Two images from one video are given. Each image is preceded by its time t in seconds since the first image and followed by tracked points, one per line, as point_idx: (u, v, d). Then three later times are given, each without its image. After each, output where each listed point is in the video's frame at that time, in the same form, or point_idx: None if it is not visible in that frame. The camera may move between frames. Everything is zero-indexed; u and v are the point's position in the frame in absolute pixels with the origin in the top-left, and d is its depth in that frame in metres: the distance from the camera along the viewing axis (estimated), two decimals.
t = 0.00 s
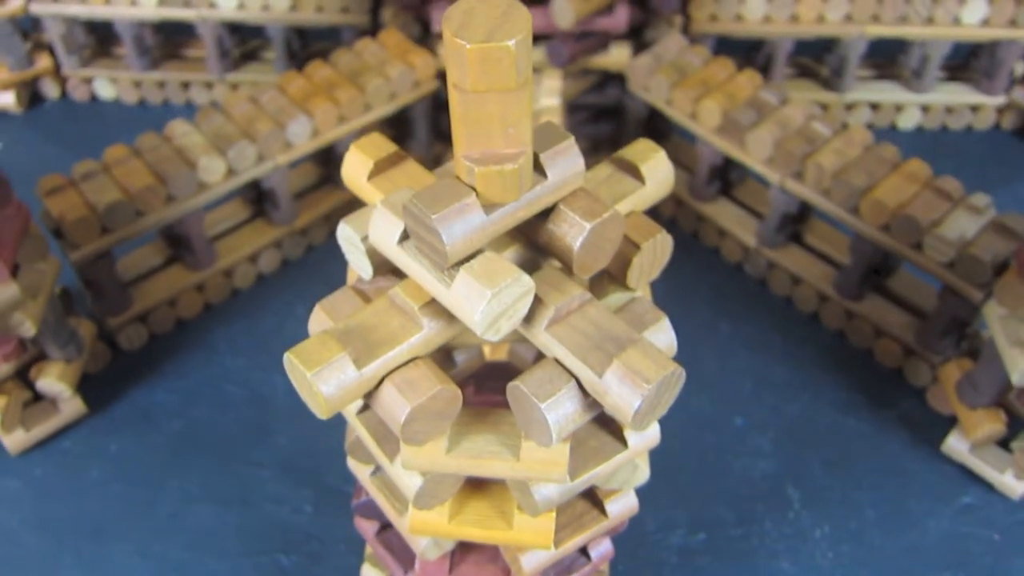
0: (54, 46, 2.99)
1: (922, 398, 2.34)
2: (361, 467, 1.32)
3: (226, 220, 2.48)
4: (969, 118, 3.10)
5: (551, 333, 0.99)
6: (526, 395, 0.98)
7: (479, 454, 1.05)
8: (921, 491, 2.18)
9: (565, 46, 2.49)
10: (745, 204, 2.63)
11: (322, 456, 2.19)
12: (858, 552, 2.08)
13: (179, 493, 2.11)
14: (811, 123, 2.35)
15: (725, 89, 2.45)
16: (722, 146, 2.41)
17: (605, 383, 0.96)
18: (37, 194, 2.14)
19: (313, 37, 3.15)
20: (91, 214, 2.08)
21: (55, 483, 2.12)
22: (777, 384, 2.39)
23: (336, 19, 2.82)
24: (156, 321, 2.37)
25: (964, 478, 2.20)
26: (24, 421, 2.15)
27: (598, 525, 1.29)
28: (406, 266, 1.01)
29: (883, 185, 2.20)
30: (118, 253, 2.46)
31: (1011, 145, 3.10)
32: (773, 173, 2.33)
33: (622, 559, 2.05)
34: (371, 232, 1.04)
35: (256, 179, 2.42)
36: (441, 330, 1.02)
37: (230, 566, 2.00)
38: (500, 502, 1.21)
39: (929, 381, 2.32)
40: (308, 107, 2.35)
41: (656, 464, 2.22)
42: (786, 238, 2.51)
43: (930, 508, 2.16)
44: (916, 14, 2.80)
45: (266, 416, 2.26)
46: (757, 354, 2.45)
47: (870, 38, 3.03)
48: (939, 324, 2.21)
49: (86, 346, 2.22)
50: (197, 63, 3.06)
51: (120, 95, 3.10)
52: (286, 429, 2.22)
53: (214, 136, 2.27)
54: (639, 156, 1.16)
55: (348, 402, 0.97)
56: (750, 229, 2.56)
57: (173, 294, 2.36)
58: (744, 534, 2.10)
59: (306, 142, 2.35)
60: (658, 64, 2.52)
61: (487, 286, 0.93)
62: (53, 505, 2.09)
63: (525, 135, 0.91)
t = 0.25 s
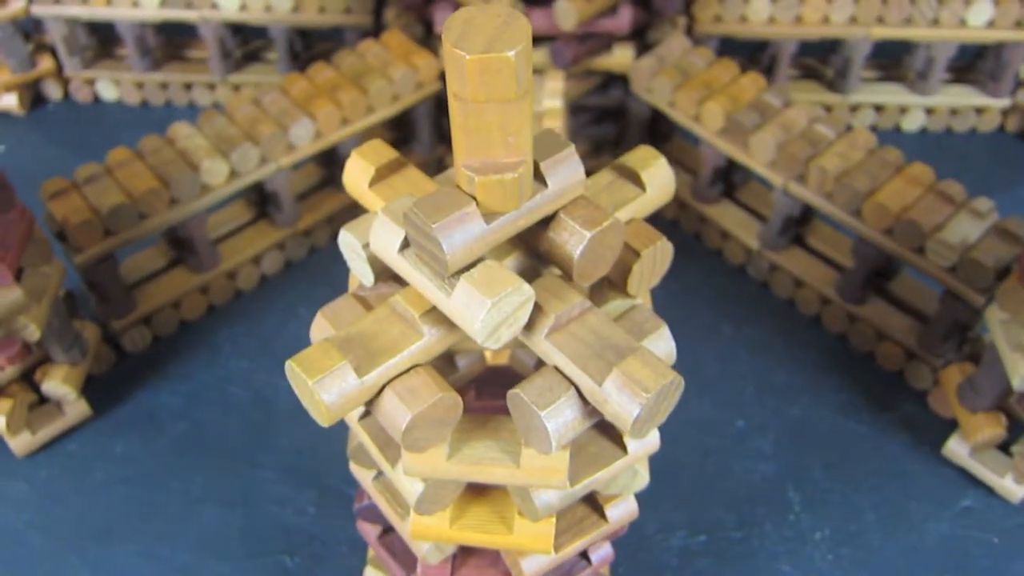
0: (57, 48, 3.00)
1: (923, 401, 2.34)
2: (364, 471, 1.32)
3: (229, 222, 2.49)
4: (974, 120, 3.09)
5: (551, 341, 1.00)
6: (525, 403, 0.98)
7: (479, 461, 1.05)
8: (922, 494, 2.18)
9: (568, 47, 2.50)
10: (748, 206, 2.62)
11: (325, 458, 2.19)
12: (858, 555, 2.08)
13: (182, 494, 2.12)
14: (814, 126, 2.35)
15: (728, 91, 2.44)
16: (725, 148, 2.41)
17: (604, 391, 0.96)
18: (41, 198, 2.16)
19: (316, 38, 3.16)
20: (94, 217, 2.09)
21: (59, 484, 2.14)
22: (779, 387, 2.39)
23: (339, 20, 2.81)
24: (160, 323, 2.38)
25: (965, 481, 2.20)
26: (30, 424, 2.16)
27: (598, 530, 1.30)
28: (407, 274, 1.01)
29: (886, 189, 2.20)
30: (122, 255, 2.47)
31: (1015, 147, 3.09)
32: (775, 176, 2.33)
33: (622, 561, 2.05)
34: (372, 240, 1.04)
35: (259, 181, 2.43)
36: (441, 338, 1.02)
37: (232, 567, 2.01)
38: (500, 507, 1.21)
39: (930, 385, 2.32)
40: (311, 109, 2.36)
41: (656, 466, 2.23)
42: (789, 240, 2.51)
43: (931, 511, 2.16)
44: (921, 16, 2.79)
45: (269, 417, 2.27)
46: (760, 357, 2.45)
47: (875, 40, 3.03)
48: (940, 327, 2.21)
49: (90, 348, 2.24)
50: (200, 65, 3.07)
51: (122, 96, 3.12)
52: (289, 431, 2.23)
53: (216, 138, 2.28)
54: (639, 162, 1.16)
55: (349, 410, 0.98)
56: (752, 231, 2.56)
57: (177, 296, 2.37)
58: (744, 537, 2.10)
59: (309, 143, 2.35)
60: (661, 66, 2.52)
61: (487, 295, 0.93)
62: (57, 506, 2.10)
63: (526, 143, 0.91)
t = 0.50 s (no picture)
0: (61, 49, 3.01)
1: (923, 404, 2.36)
2: (366, 479, 1.33)
3: (232, 224, 2.50)
4: (976, 121, 3.10)
5: (551, 355, 1.01)
6: (525, 417, 0.99)
7: (479, 473, 1.07)
8: (921, 496, 2.19)
9: (570, 50, 2.50)
10: (749, 208, 2.63)
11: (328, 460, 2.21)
12: (857, 557, 2.09)
13: (187, 495, 2.14)
14: (816, 129, 2.36)
15: (730, 94, 2.45)
16: (726, 151, 2.41)
17: (603, 406, 0.97)
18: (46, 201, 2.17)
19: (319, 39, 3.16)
20: (99, 221, 2.11)
21: (65, 486, 2.16)
22: (779, 389, 2.40)
23: (341, 22, 2.82)
24: (164, 325, 2.40)
25: (964, 483, 2.22)
26: (36, 426, 2.18)
27: (597, 537, 1.31)
28: (408, 288, 1.02)
29: (887, 193, 2.21)
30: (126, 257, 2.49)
31: (1017, 148, 3.10)
32: (777, 179, 2.33)
33: (622, 563, 2.07)
34: (374, 254, 1.05)
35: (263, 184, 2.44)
36: (442, 352, 1.03)
37: (237, 568, 2.02)
38: (501, 516, 1.23)
39: (930, 388, 2.34)
40: (314, 112, 2.37)
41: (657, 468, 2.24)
42: (790, 243, 2.52)
43: (929, 513, 2.17)
44: (923, 18, 2.80)
45: (273, 420, 2.29)
46: (761, 359, 2.46)
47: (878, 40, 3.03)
48: (940, 331, 2.22)
49: (95, 351, 2.26)
50: (203, 65, 3.08)
51: (126, 96, 3.13)
52: (293, 433, 2.24)
53: (220, 142, 2.29)
54: (639, 176, 1.17)
55: (351, 423, 0.99)
56: (754, 234, 2.56)
57: (181, 298, 2.39)
58: (744, 539, 2.12)
59: (312, 146, 2.36)
60: (663, 69, 2.52)
61: (487, 311, 0.94)
62: (63, 507, 2.12)
63: (525, 163, 0.92)
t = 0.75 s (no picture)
0: (66, 51, 3.04)
1: (921, 406, 2.38)
2: (369, 485, 1.36)
3: (237, 227, 2.53)
4: (976, 122, 3.11)
5: (550, 369, 1.03)
6: (524, 430, 1.02)
7: (480, 483, 1.10)
8: (918, 498, 2.22)
9: (572, 54, 2.52)
10: (750, 211, 2.64)
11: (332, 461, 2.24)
12: (854, 559, 2.12)
13: (193, 496, 2.17)
14: (816, 134, 2.37)
15: (731, 98, 2.46)
16: (727, 155, 2.43)
17: (600, 420, 0.99)
18: (52, 206, 2.20)
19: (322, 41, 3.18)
20: (105, 226, 2.13)
21: (73, 487, 2.19)
22: (779, 392, 2.42)
23: (345, 25, 2.83)
24: (170, 327, 2.43)
25: (961, 485, 2.24)
26: (43, 427, 2.21)
27: (596, 543, 1.33)
28: (410, 303, 1.04)
29: (887, 198, 2.23)
30: (132, 260, 2.51)
31: (1018, 150, 3.11)
32: (777, 183, 2.35)
33: (622, 564, 2.09)
34: (376, 270, 1.08)
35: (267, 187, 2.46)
36: (444, 366, 1.05)
37: (242, 569, 2.05)
38: (500, 523, 1.25)
39: (928, 390, 2.36)
40: (317, 116, 2.39)
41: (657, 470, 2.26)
42: (790, 246, 2.54)
43: (927, 515, 2.19)
44: (924, 21, 2.81)
45: (277, 421, 2.31)
46: (760, 361, 2.48)
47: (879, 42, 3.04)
48: (938, 334, 2.24)
49: (101, 353, 2.28)
50: (207, 67, 3.10)
51: (130, 98, 3.15)
52: (297, 434, 2.27)
53: (224, 146, 2.31)
54: (637, 191, 1.19)
55: (355, 436, 1.02)
56: (754, 237, 2.58)
57: (187, 301, 2.41)
58: (743, 540, 2.14)
59: (316, 150, 2.38)
60: (664, 73, 2.53)
61: (487, 328, 0.96)
62: (71, 508, 2.15)
63: (524, 183, 0.94)
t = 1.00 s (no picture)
0: (69, 53, 3.05)
1: (920, 409, 2.39)
2: (372, 492, 1.37)
3: (240, 230, 2.54)
4: (977, 124, 3.12)
5: (550, 382, 1.05)
6: (525, 443, 1.03)
7: (481, 493, 1.11)
8: (917, 501, 2.23)
9: (574, 58, 2.52)
10: (750, 214, 2.65)
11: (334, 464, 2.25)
12: (853, 561, 2.13)
13: (198, 499, 2.19)
14: (816, 138, 2.38)
15: (732, 102, 2.47)
16: (728, 159, 2.43)
17: (600, 433, 1.01)
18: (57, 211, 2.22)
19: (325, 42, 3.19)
20: (109, 231, 2.15)
21: (78, 489, 2.21)
22: (778, 394, 2.43)
23: (347, 28, 2.84)
24: (173, 330, 2.44)
25: (959, 488, 2.25)
26: (48, 431, 2.23)
27: (596, 550, 1.35)
28: (413, 317, 1.06)
29: (887, 202, 2.24)
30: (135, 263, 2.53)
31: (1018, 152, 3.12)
32: (778, 187, 2.35)
33: (622, 566, 2.11)
34: (379, 283, 1.09)
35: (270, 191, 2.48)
36: (446, 378, 1.07)
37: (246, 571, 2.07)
38: (502, 530, 1.27)
39: (928, 393, 2.37)
40: (320, 120, 2.40)
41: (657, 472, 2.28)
42: (790, 249, 2.55)
43: (925, 518, 2.20)
44: (925, 23, 2.82)
45: (280, 424, 2.33)
46: (760, 364, 2.50)
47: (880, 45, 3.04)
48: (937, 338, 2.26)
49: (106, 356, 2.30)
50: (210, 69, 3.11)
51: (133, 99, 3.16)
52: (300, 437, 2.29)
53: (228, 150, 2.32)
54: (637, 203, 1.20)
55: (358, 448, 1.03)
56: (755, 240, 2.59)
57: (190, 304, 2.43)
58: (742, 542, 2.16)
59: (318, 154, 2.40)
60: (665, 76, 2.54)
61: (488, 343, 0.98)
62: (76, 510, 2.17)
63: (525, 200, 0.95)
